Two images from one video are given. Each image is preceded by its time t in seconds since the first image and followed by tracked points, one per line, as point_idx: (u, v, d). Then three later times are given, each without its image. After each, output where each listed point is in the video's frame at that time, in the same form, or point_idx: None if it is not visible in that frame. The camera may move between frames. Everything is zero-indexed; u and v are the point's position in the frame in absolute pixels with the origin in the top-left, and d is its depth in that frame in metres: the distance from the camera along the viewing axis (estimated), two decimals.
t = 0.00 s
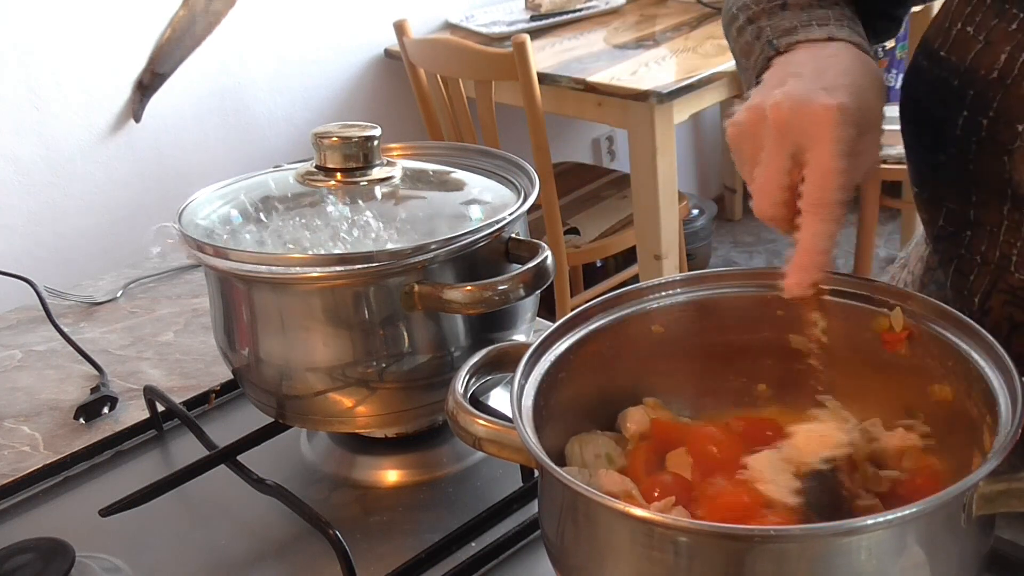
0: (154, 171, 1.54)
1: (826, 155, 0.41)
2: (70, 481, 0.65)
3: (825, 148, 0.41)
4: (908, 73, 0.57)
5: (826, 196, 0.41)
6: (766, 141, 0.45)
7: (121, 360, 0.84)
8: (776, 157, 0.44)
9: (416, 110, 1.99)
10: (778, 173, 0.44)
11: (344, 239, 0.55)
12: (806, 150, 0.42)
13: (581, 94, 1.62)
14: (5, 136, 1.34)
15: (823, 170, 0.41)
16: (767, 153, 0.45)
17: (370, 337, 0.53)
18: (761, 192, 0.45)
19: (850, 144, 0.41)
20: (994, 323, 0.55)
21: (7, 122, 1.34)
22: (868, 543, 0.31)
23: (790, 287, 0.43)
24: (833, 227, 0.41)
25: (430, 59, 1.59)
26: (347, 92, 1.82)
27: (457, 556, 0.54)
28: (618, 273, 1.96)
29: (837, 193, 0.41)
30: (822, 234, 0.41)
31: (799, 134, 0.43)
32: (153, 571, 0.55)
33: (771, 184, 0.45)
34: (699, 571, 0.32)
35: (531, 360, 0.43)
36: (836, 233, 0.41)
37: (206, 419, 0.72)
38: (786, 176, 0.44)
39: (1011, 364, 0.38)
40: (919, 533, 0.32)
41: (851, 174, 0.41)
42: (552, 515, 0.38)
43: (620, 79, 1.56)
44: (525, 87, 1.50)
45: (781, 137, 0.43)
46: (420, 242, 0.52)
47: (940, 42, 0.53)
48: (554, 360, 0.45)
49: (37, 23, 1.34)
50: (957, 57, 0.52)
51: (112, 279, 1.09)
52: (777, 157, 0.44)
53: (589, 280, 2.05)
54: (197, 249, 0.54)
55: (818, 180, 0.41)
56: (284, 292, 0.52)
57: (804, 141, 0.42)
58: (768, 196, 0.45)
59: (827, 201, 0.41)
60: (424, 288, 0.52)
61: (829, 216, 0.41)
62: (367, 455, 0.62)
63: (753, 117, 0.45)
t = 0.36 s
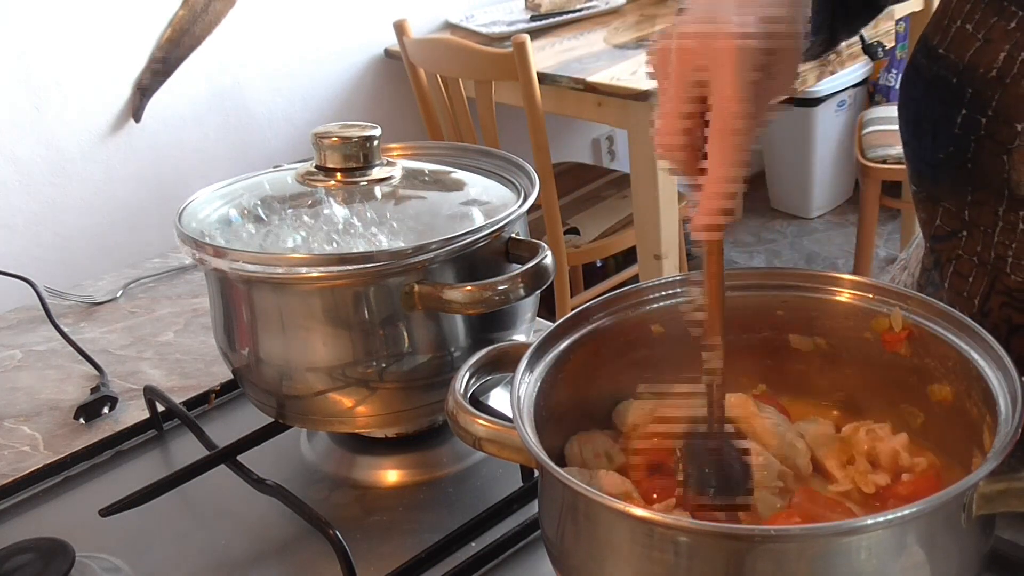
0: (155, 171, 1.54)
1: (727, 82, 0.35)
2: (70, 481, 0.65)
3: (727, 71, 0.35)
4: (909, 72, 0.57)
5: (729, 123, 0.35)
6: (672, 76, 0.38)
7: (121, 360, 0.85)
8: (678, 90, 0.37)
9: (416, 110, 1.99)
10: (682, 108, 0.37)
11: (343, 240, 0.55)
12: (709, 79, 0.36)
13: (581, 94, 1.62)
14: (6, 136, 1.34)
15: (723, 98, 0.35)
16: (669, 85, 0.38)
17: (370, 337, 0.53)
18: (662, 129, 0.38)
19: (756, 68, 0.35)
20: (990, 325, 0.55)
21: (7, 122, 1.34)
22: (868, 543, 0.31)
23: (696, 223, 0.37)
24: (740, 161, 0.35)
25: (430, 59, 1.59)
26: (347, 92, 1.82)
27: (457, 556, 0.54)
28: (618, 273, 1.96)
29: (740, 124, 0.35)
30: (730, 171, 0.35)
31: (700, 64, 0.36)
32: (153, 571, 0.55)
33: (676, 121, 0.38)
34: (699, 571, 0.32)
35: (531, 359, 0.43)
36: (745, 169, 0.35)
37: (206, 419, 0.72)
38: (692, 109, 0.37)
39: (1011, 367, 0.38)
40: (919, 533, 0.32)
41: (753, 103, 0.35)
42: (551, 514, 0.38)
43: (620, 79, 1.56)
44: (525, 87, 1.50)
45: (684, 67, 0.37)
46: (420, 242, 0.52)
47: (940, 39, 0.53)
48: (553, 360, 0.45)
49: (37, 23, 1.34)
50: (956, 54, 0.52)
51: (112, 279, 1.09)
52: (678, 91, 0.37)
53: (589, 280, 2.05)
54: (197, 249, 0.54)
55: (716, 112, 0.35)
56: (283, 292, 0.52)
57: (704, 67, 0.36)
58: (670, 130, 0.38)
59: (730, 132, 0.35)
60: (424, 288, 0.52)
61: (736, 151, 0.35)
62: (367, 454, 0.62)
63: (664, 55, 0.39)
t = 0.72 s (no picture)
0: (155, 171, 1.54)
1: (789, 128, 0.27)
2: (70, 481, 0.65)
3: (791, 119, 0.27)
4: (899, 66, 0.53)
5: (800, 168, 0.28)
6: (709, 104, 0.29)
7: (121, 360, 0.85)
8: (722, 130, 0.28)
9: (416, 110, 1.99)
10: (736, 136, 0.28)
11: (343, 240, 0.55)
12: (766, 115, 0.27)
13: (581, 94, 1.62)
14: (6, 136, 1.34)
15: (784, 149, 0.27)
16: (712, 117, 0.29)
17: (370, 337, 0.53)
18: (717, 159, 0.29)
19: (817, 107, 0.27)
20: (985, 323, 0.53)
21: (7, 121, 1.34)
22: (868, 543, 0.31)
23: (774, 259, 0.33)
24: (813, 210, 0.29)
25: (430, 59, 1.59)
26: (347, 92, 1.82)
27: (457, 556, 0.54)
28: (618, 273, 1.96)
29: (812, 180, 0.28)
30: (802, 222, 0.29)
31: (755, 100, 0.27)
32: (153, 571, 0.55)
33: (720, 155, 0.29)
34: (700, 571, 0.32)
35: (531, 359, 0.43)
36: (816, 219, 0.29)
37: (206, 419, 0.72)
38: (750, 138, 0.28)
39: (1009, 365, 0.38)
40: (919, 533, 0.32)
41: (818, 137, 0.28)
42: (552, 514, 0.38)
43: (620, 79, 1.56)
44: (525, 87, 1.50)
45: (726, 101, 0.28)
46: (421, 242, 0.52)
47: (930, 38, 0.49)
48: (552, 361, 0.45)
49: (37, 23, 1.34)
50: (946, 53, 0.48)
51: (111, 279, 1.09)
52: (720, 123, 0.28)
53: (589, 280, 2.05)
54: (197, 249, 0.54)
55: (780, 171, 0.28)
56: (283, 292, 0.52)
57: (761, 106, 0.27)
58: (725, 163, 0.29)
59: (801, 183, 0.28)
60: (424, 288, 0.52)
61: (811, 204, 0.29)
62: (367, 455, 0.62)
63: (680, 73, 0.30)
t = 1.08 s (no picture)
0: (155, 170, 1.54)
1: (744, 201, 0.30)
2: (70, 481, 0.65)
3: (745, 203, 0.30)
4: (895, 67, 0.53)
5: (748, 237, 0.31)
6: (675, 152, 0.31)
7: (121, 360, 0.85)
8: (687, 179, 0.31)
9: (416, 110, 1.99)
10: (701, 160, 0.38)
11: (342, 240, 0.55)
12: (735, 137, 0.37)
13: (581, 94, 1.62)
14: (6, 136, 1.34)
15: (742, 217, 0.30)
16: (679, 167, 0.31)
17: (370, 337, 0.53)
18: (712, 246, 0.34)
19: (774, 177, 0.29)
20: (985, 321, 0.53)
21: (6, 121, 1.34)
22: (868, 543, 0.31)
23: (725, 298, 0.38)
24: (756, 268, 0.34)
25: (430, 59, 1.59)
26: (347, 92, 1.83)
27: (457, 556, 0.54)
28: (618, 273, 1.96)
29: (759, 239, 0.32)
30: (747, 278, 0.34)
31: (719, 159, 0.30)
32: (153, 571, 0.55)
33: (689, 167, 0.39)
34: (700, 570, 0.32)
35: (531, 358, 0.43)
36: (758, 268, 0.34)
37: (206, 419, 0.72)
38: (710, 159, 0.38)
39: (1009, 364, 0.38)
40: (919, 533, 0.32)
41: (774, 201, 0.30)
42: (552, 514, 0.38)
43: (620, 79, 1.56)
44: (525, 87, 1.50)
45: (692, 148, 0.30)
46: (421, 242, 0.52)
47: (926, 37, 0.49)
48: (552, 362, 0.45)
49: (37, 23, 1.34)
50: (943, 51, 0.48)
51: (112, 279, 1.09)
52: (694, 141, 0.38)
53: (589, 280, 2.05)
54: (197, 249, 0.54)
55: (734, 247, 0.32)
56: (283, 292, 0.52)
57: (723, 164, 0.30)
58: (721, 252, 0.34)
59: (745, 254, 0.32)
60: (424, 288, 0.52)
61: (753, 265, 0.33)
62: (367, 455, 0.62)
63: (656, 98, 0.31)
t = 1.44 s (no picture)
0: (155, 171, 1.54)
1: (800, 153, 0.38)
2: (70, 481, 0.65)
3: (799, 149, 0.38)
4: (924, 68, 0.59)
5: (803, 204, 0.38)
6: (732, 136, 0.42)
7: (121, 360, 0.85)
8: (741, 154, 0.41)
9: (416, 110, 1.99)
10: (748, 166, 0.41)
11: (340, 240, 0.55)
12: (779, 144, 0.39)
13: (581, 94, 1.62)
14: (6, 136, 1.34)
15: (796, 178, 0.38)
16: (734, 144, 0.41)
17: (369, 337, 0.53)
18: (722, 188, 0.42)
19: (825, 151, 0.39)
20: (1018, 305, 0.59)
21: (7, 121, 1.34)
22: (868, 543, 0.31)
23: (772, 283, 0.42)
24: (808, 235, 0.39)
25: (430, 59, 1.59)
26: (347, 92, 1.83)
27: (457, 556, 0.54)
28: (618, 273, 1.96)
29: (815, 198, 0.39)
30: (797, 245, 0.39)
31: (771, 134, 0.40)
32: (152, 571, 0.55)
33: (737, 179, 0.41)
34: (700, 570, 0.32)
35: (531, 358, 0.43)
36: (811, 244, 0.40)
37: (206, 419, 0.72)
38: (756, 168, 0.41)
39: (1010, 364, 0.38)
40: (919, 533, 0.32)
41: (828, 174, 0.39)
42: (552, 514, 0.38)
43: (620, 79, 1.56)
44: (525, 87, 1.50)
45: (748, 132, 0.41)
46: (421, 242, 0.52)
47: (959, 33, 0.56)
48: (553, 360, 0.45)
49: (37, 24, 1.34)
50: (978, 45, 0.55)
51: (112, 279, 1.09)
52: (743, 153, 0.41)
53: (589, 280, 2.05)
54: (197, 249, 0.54)
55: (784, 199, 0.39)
56: (283, 292, 0.52)
57: (775, 138, 0.40)
58: (733, 187, 0.41)
59: (803, 207, 0.39)
60: (424, 288, 0.52)
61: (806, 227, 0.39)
62: (367, 455, 0.62)
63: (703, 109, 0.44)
